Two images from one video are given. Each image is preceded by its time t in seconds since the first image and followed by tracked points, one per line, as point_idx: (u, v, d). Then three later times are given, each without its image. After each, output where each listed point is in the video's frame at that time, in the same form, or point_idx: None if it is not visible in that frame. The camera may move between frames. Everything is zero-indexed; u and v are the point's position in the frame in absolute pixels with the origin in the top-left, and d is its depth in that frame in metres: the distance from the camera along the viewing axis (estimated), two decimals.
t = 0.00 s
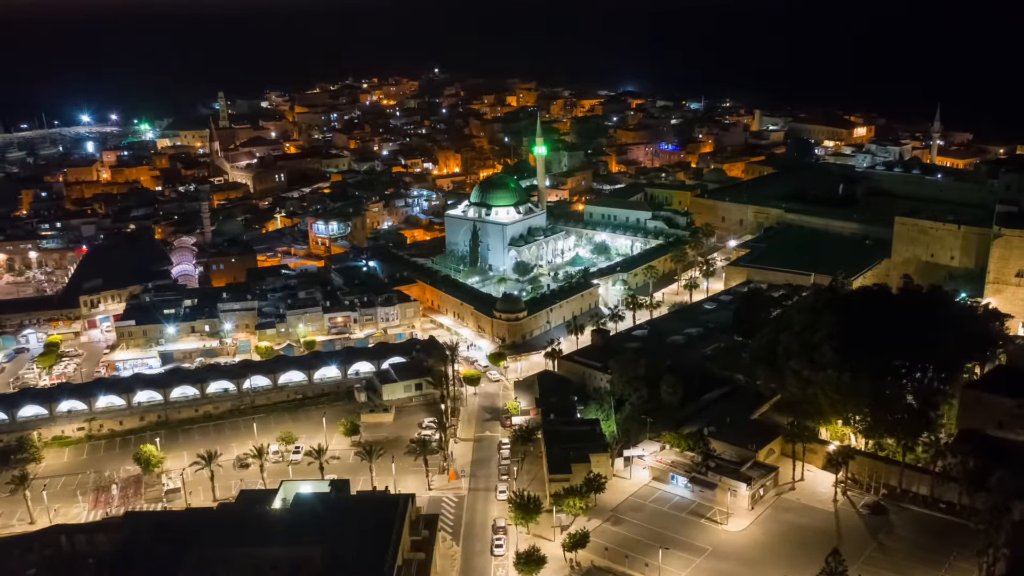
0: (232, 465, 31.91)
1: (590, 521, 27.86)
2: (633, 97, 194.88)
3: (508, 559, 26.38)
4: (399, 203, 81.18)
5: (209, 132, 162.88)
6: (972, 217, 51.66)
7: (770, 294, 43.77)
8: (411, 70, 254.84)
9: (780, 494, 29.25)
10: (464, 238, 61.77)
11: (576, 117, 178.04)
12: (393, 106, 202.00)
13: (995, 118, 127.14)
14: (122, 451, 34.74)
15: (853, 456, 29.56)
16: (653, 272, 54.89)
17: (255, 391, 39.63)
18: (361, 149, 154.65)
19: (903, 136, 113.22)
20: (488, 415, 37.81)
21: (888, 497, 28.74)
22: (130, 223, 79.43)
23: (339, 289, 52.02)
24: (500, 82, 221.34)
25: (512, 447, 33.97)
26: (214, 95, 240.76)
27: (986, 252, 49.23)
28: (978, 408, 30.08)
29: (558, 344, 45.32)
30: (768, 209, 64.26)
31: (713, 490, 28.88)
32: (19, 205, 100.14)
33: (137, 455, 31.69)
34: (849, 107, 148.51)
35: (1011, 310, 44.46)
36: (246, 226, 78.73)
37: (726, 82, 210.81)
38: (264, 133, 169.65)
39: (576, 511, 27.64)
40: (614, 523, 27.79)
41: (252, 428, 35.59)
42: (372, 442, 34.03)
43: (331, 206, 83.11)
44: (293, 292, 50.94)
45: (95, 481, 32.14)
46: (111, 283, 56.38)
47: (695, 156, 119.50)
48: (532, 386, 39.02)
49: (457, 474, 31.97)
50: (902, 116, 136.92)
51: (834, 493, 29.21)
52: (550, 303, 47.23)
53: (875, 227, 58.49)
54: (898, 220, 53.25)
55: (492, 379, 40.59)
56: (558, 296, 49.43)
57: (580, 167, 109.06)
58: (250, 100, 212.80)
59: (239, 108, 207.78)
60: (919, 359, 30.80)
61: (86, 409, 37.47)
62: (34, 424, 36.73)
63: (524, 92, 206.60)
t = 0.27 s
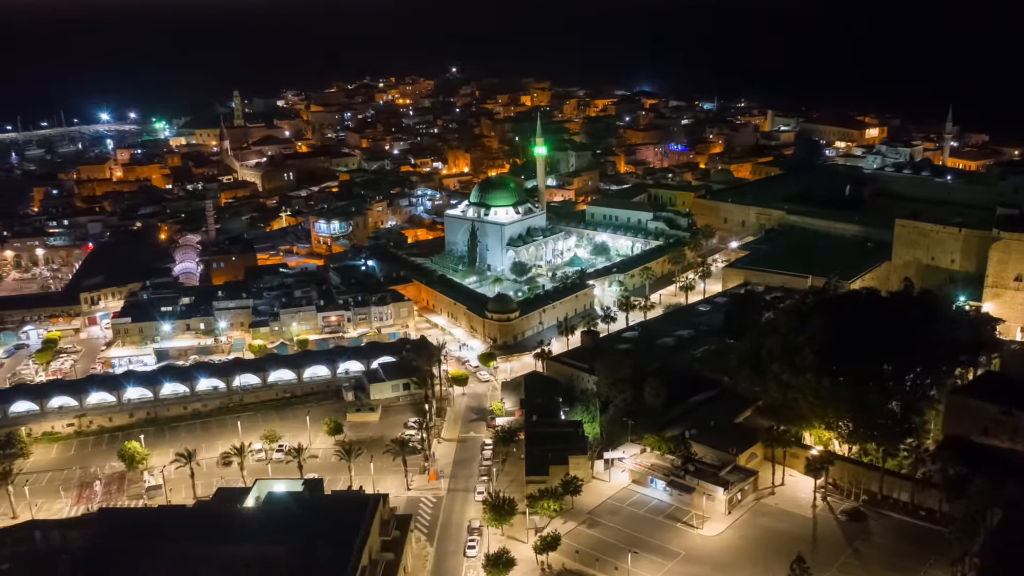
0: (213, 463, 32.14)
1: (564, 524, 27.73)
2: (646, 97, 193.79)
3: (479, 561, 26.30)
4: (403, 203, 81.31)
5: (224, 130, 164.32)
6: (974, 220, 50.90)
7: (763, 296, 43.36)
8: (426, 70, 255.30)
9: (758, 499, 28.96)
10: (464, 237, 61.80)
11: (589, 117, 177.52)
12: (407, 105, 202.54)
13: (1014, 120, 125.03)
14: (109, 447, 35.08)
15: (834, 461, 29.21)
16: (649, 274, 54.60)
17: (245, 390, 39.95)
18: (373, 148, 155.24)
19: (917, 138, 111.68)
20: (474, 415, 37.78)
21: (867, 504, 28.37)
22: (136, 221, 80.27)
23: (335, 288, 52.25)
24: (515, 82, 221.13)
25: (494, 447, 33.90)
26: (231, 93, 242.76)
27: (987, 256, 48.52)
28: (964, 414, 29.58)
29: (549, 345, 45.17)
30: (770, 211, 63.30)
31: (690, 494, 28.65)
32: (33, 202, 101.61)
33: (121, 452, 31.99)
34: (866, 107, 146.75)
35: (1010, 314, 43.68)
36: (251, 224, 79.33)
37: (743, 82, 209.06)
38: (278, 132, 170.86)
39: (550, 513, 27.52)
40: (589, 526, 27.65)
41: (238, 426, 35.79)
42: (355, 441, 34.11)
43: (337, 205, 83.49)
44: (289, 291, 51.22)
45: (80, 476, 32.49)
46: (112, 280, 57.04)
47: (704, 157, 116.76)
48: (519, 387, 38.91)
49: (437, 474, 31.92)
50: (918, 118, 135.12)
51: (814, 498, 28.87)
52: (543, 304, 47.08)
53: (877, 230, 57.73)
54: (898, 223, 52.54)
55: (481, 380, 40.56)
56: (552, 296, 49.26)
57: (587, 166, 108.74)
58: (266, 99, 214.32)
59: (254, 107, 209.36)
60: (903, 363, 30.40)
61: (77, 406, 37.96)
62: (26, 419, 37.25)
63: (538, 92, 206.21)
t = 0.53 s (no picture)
0: (198, 460, 32.38)
1: (542, 526, 27.68)
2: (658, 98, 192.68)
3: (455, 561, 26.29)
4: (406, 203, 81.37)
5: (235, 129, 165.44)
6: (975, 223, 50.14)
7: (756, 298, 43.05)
8: (439, 70, 255.46)
9: (739, 502, 28.77)
10: (462, 237, 61.80)
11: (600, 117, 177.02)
12: (419, 105, 202.95)
13: None
14: (98, 444, 35.40)
15: (815, 465, 28.98)
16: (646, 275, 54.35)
17: (235, 388, 40.23)
18: (382, 147, 155.66)
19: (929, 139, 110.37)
20: (461, 415, 37.76)
21: (848, 510, 28.13)
22: (142, 220, 80.94)
23: (332, 287, 52.45)
24: (528, 82, 220.96)
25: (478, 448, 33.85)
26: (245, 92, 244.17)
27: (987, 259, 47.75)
28: (949, 420, 29.26)
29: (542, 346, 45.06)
30: (771, 212, 62.72)
31: (670, 497, 28.52)
32: (44, 199, 102.79)
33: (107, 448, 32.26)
34: (879, 108, 145.28)
35: (1008, 318, 43.04)
36: (255, 223, 79.79)
37: (757, 82, 207.57)
38: (289, 131, 171.75)
39: (528, 515, 27.48)
40: (568, 529, 27.60)
41: (226, 424, 35.99)
42: (342, 440, 34.19)
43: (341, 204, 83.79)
44: (286, 290, 51.48)
45: (67, 472, 32.81)
46: (113, 278, 57.56)
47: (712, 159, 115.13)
48: (507, 388, 38.82)
49: (420, 474, 31.89)
50: (932, 119, 133.58)
51: (796, 502, 28.63)
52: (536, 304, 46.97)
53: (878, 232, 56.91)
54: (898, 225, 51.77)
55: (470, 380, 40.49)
56: (546, 297, 49.13)
57: (593, 166, 108.49)
58: (279, 98, 215.58)
59: (267, 106, 210.56)
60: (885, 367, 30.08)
61: (69, 403, 38.42)
62: (19, 415, 37.73)
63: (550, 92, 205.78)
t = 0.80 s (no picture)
0: (180, 456, 32.68)
1: (514, 528, 27.60)
2: (673, 99, 191.64)
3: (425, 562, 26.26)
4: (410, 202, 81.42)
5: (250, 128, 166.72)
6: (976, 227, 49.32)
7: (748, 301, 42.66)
8: (455, 70, 255.82)
9: (715, 507, 28.54)
10: (461, 237, 61.80)
11: (613, 117, 176.38)
12: (433, 104, 203.38)
13: None
14: (85, 439, 35.79)
15: (792, 470, 28.72)
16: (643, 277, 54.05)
17: (225, 386, 40.53)
18: (395, 146, 156.11)
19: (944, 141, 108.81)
20: (447, 416, 37.75)
21: (824, 516, 27.84)
22: (149, 217, 81.73)
23: (328, 286, 52.66)
24: (543, 82, 220.64)
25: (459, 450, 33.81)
26: (262, 91, 246.05)
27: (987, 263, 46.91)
28: (931, 427, 28.84)
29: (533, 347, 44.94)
30: (772, 214, 62.08)
31: (645, 501, 28.34)
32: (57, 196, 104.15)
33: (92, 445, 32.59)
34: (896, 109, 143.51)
35: (1005, 323, 42.31)
36: (261, 222, 80.30)
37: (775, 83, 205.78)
38: (303, 130, 172.79)
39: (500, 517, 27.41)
40: (540, 531, 27.50)
41: (211, 421, 36.26)
42: (324, 438, 34.25)
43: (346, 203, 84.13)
44: (282, 288, 51.76)
45: (52, 467, 33.20)
46: (114, 276, 58.19)
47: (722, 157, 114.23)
48: (493, 389, 38.75)
49: (398, 475, 31.92)
50: (949, 121, 131.70)
51: (772, 507, 28.37)
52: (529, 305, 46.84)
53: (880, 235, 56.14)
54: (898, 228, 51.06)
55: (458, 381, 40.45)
56: (540, 297, 48.98)
57: (602, 166, 108.13)
58: (295, 98, 216.97)
59: (282, 105, 212.10)
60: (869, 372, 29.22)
61: (61, 398, 38.95)
62: (11, 410, 38.28)
63: (565, 92, 205.33)
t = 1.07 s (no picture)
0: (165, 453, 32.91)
1: (490, 529, 27.58)
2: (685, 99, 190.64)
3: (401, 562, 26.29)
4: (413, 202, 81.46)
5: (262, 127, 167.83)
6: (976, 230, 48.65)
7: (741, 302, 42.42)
8: (468, 70, 256.08)
9: (694, 511, 28.39)
10: (460, 237, 61.88)
11: (625, 117, 175.73)
12: (446, 104, 203.68)
13: None
14: (75, 435, 36.16)
15: (772, 475, 28.66)
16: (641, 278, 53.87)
17: (215, 383, 40.78)
18: (405, 145, 156.49)
19: (957, 142, 107.41)
20: (433, 414, 37.79)
21: (803, 521, 27.63)
22: (155, 216, 82.44)
23: (324, 285, 52.90)
24: (556, 83, 220.29)
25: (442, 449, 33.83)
26: (276, 90, 247.65)
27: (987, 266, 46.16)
28: (914, 433, 28.51)
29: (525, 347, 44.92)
30: (773, 216, 61.35)
31: (623, 503, 28.27)
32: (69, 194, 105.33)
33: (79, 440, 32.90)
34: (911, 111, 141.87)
35: (1001, 328, 41.72)
36: (265, 220, 80.76)
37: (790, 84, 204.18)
38: (315, 129, 173.68)
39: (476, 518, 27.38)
40: (515, 533, 27.46)
41: (199, 418, 36.51)
42: (309, 437, 34.37)
43: (351, 202, 84.46)
44: (278, 287, 52.04)
45: (39, 463, 33.55)
46: (116, 274, 58.81)
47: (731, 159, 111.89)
48: (481, 390, 38.76)
49: (380, 474, 32.00)
50: (965, 122, 130.00)
51: (751, 512, 28.20)
52: (522, 306, 46.80)
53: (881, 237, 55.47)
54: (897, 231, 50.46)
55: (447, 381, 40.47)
56: (534, 298, 49.00)
57: (609, 166, 107.75)
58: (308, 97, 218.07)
59: (295, 105, 213.28)
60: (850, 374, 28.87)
61: (54, 395, 39.43)
62: (4, 406, 38.79)
63: (577, 92, 204.82)
